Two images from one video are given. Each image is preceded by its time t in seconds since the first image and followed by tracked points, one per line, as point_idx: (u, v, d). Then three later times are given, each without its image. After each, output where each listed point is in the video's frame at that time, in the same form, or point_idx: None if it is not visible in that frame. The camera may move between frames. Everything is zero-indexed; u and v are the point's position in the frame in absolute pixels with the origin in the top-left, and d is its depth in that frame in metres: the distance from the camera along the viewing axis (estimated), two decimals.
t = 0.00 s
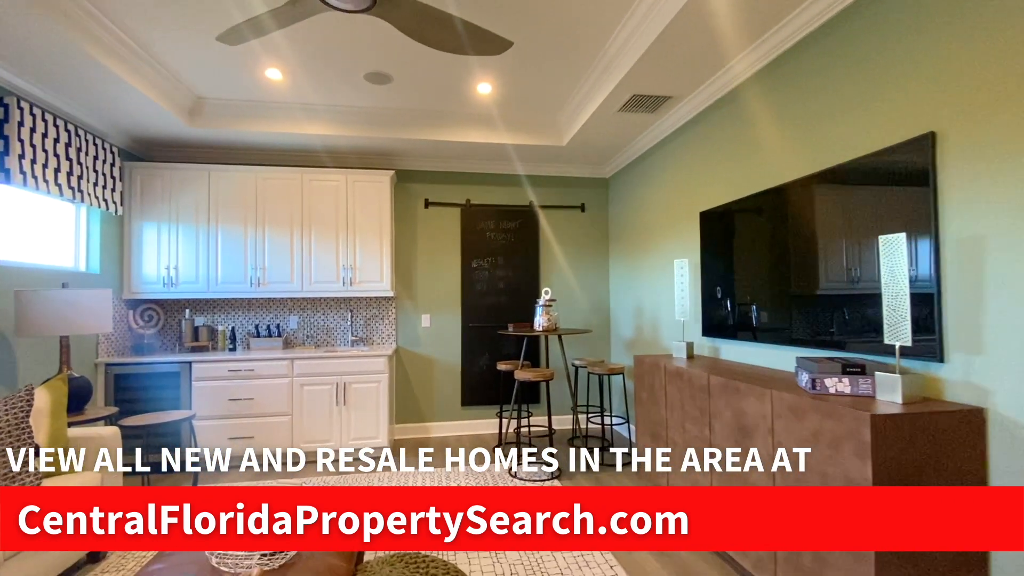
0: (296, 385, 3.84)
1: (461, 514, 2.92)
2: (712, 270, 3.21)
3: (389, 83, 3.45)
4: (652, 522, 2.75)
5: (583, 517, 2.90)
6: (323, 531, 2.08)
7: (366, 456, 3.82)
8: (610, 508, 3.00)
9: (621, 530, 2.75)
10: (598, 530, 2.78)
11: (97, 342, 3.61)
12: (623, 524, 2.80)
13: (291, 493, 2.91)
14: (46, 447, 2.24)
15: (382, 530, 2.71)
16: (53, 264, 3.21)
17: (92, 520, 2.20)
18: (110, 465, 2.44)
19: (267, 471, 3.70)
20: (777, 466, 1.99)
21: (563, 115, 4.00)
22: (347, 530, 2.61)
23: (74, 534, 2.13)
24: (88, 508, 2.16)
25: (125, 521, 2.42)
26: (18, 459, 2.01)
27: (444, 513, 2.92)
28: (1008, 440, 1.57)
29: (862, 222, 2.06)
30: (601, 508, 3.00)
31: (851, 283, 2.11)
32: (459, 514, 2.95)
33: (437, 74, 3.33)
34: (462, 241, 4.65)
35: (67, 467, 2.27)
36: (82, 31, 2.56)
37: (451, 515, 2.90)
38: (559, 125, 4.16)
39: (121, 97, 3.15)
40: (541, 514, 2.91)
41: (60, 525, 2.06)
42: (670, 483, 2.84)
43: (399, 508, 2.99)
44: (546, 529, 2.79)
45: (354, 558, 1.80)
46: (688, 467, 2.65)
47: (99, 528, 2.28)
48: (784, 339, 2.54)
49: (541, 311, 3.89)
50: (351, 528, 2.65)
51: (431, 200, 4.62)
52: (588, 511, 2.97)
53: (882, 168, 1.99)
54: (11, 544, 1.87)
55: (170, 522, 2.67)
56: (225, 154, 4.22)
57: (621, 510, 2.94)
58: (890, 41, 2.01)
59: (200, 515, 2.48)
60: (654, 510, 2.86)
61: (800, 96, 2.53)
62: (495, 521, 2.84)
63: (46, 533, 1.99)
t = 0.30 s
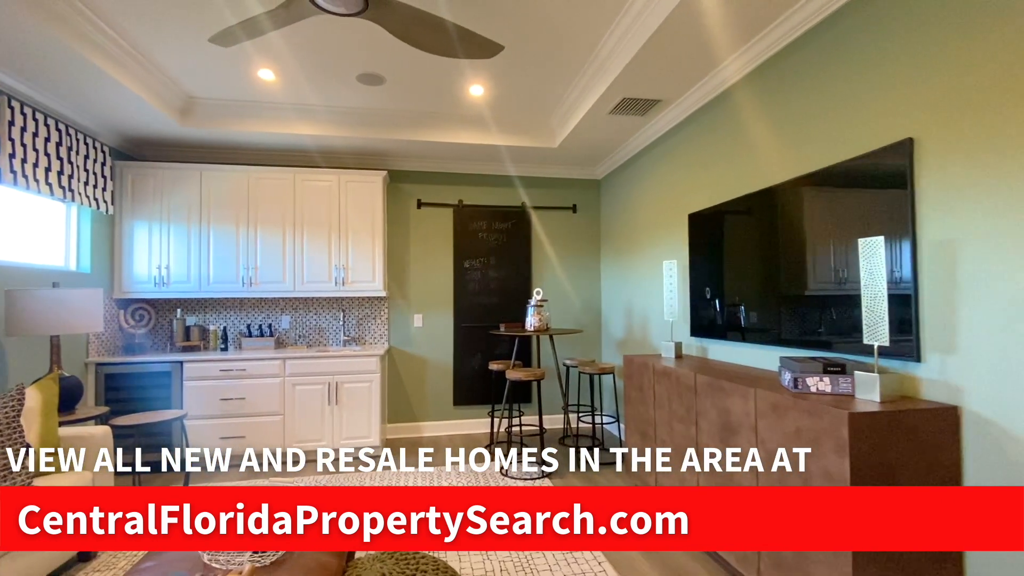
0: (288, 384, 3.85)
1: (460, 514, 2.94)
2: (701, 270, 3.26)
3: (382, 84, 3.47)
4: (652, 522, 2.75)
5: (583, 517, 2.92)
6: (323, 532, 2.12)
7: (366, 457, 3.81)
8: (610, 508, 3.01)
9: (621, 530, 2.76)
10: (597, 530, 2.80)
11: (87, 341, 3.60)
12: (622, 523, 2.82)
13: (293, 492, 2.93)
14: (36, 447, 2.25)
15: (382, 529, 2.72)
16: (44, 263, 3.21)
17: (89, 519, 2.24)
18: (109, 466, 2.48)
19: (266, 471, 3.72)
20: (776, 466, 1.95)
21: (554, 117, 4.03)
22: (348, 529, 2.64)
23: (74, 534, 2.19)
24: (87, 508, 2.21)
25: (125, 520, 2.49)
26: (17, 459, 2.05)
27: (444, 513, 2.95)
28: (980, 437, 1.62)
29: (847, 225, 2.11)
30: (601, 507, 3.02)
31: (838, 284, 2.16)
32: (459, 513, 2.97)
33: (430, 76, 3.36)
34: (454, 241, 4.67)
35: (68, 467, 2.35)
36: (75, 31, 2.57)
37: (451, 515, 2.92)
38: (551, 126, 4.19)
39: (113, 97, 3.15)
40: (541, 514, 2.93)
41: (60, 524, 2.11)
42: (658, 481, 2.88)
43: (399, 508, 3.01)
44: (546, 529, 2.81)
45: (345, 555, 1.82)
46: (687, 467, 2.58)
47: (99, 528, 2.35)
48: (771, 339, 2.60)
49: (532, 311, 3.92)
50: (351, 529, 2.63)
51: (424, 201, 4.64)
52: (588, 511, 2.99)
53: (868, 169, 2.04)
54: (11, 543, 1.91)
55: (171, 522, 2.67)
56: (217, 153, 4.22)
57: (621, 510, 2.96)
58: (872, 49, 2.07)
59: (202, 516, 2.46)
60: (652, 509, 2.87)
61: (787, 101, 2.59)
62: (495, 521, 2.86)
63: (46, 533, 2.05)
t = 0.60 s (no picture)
0: (282, 383, 3.85)
1: (460, 514, 2.95)
2: (694, 270, 3.29)
3: (378, 83, 3.47)
4: (653, 522, 2.73)
5: (583, 517, 2.93)
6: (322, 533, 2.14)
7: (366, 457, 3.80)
8: (611, 508, 3.02)
9: (621, 530, 2.76)
10: (598, 530, 2.80)
11: (80, 340, 3.59)
12: (622, 523, 2.81)
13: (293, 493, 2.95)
14: (25, 446, 2.24)
15: (382, 530, 2.72)
16: (37, 261, 3.20)
17: (90, 520, 2.34)
18: (109, 465, 2.61)
19: (266, 471, 3.74)
20: (777, 467, 1.92)
21: (549, 118, 4.05)
22: (349, 529, 2.68)
23: (73, 534, 2.27)
24: (87, 509, 2.31)
25: (126, 521, 2.58)
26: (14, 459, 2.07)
27: (444, 513, 2.95)
28: (966, 434, 1.65)
29: (839, 226, 2.14)
30: (601, 508, 3.03)
31: (830, 284, 2.19)
32: (459, 513, 2.98)
33: (425, 75, 3.36)
34: (449, 240, 4.68)
35: (68, 467, 2.35)
36: (68, 28, 2.56)
37: (451, 515, 2.93)
38: (546, 126, 4.21)
39: (107, 95, 3.14)
40: (541, 515, 2.94)
41: (60, 524, 2.19)
42: (652, 482, 2.91)
43: (399, 508, 3.02)
44: (546, 529, 2.82)
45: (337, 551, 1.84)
46: (688, 468, 2.53)
47: (99, 528, 2.42)
48: (763, 339, 2.62)
49: (527, 310, 3.93)
50: (351, 529, 2.68)
51: (418, 200, 4.64)
52: (588, 511, 3.00)
53: (860, 169, 2.06)
54: (12, 543, 1.96)
55: (171, 521, 2.66)
56: (211, 152, 4.21)
57: (622, 510, 2.96)
58: (862, 52, 2.10)
59: (202, 516, 2.45)
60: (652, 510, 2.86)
61: (779, 103, 2.62)
62: (495, 521, 2.87)
63: (47, 533, 2.13)
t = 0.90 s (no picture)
0: (276, 382, 3.82)
1: (460, 514, 2.93)
2: (689, 270, 3.29)
3: (373, 81, 3.45)
4: (652, 522, 2.73)
5: (583, 517, 2.92)
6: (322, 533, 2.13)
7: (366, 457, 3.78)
8: (611, 508, 3.01)
9: (621, 530, 2.76)
10: (598, 530, 2.80)
11: (71, 338, 3.56)
12: (622, 523, 2.81)
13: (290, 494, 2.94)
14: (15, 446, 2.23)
15: (382, 530, 2.71)
16: (27, 259, 3.17)
17: (91, 521, 2.34)
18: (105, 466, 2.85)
19: (266, 470, 3.70)
20: (777, 467, 1.89)
21: (546, 116, 4.04)
22: (349, 529, 2.68)
23: (74, 534, 2.26)
24: (87, 509, 2.30)
25: (127, 521, 2.61)
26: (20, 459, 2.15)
27: (445, 512, 2.94)
28: (959, 434, 1.66)
29: (834, 226, 2.14)
30: (601, 508, 3.02)
31: (825, 284, 2.18)
32: (459, 513, 2.97)
33: (420, 73, 3.35)
34: (444, 239, 4.66)
35: (68, 467, 2.35)
36: (58, 23, 2.53)
37: (451, 515, 2.91)
38: (542, 125, 4.20)
39: (99, 91, 3.11)
40: (541, 515, 2.93)
41: (61, 524, 2.17)
42: (648, 483, 2.91)
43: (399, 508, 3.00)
44: (546, 529, 2.81)
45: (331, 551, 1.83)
46: (688, 468, 2.49)
47: (99, 528, 2.43)
48: (759, 338, 2.62)
49: (522, 310, 3.93)
50: (351, 528, 2.67)
51: (414, 198, 4.62)
52: (588, 511, 3.00)
53: (854, 169, 2.06)
54: (12, 543, 1.96)
55: (172, 521, 2.64)
56: (205, 149, 4.18)
57: (621, 509, 2.95)
58: (857, 53, 2.11)
59: (201, 516, 2.45)
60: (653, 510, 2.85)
61: (774, 103, 2.62)
62: (495, 521, 2.86)
63: (47, 533, 2.11)
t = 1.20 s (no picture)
0: (269, 382, 3.77)
1: (460, 514, 2.89)
2: (687, 269, 3.25)
3: (367, 76, 3.40)
4: (652, 522, 2.69)
5: (583, 517, 2.88)
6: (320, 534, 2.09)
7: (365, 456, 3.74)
8: (610, 508, 2.97)
9: (621, 531, 2.72)
10: (598, 530, 2.76)
11: (60, 337, 3.49)
12: (622, 523, 2.77)
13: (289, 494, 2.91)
14: None
15: (382, 530, 2.68)
16: (14, 256, 3.10)
17: (90, 520, 2.34)
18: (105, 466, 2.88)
19: (266, 471, 3.66)
20: (777, 467, 1.86)
21: (543, 113, 3.99)
22: (348, 529, 2.65)
23: (74, 534, 2.28)
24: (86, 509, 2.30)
25: (126, 520, 2.56)
26: (22, 458, 2.21)
27: (445, 512, 2.89)
28: (964, 435, 1.62)
29: (832, 224, 2.10)
30: (601, 507, 2.98)
31: (823, 283, 2.15)
32: (459, 513, 2.93)
33: (415, 69, 3.30)
34: (440, 237, 4.61)
35: (68, 467, 2.38)
36: (44, 15, 2.47)
37: (451, 515, 2.87)
38: (539, 122, 4.16)
39: (88, 86, 3.05)
40: (541, 515, 2.89)
41: (60, 524, 2.19)
42: (646, 482, 2.88)
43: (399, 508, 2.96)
44: (545, 529, 2.77)
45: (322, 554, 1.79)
46: (688, 467, 2.45)
47: (99, 528, 2.41)
48: (757, 338, 2.58)
49: (519, 309, 3.88)
50: (350, 530, 2.61)
51: (409, 196, 4.57)
52: (588, 511, 2.96)
53: (853, 167, 2.03)
54: (12, 543, 1.97)
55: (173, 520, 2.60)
56: (197, 146, 4.11)
57: (621, 509, 2.91)
58: (859, 47, 2.06)
59: (201, 516, 2.38)
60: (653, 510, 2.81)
61: (773, 99, 2.58)
62: (495, 521, 2.81)
63: (46, 533, 2.12)
